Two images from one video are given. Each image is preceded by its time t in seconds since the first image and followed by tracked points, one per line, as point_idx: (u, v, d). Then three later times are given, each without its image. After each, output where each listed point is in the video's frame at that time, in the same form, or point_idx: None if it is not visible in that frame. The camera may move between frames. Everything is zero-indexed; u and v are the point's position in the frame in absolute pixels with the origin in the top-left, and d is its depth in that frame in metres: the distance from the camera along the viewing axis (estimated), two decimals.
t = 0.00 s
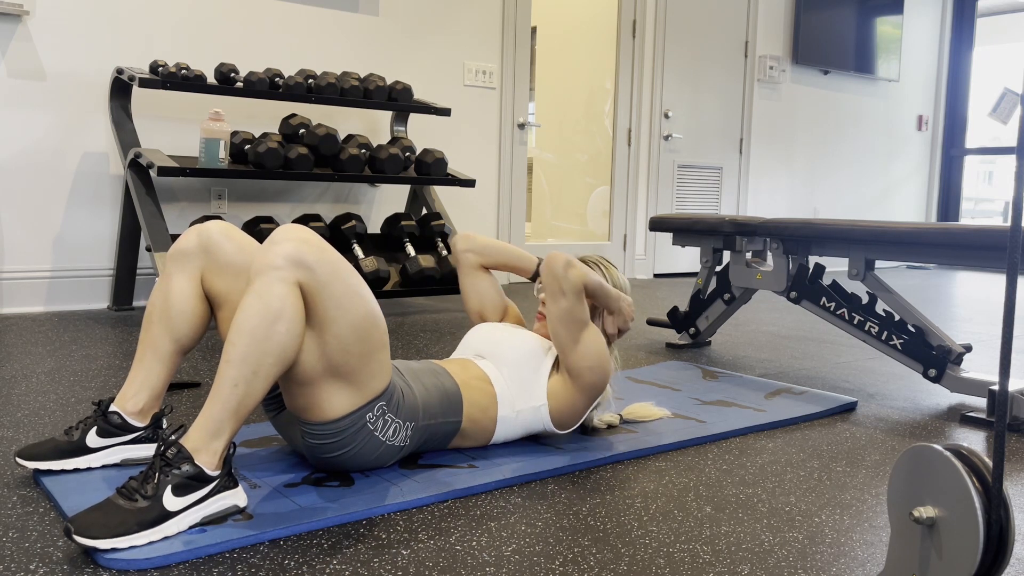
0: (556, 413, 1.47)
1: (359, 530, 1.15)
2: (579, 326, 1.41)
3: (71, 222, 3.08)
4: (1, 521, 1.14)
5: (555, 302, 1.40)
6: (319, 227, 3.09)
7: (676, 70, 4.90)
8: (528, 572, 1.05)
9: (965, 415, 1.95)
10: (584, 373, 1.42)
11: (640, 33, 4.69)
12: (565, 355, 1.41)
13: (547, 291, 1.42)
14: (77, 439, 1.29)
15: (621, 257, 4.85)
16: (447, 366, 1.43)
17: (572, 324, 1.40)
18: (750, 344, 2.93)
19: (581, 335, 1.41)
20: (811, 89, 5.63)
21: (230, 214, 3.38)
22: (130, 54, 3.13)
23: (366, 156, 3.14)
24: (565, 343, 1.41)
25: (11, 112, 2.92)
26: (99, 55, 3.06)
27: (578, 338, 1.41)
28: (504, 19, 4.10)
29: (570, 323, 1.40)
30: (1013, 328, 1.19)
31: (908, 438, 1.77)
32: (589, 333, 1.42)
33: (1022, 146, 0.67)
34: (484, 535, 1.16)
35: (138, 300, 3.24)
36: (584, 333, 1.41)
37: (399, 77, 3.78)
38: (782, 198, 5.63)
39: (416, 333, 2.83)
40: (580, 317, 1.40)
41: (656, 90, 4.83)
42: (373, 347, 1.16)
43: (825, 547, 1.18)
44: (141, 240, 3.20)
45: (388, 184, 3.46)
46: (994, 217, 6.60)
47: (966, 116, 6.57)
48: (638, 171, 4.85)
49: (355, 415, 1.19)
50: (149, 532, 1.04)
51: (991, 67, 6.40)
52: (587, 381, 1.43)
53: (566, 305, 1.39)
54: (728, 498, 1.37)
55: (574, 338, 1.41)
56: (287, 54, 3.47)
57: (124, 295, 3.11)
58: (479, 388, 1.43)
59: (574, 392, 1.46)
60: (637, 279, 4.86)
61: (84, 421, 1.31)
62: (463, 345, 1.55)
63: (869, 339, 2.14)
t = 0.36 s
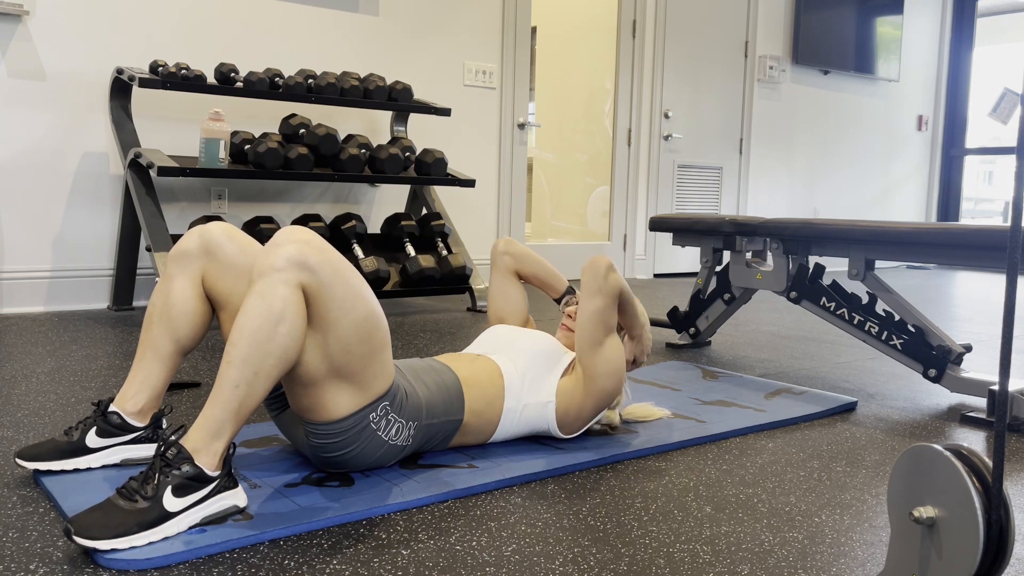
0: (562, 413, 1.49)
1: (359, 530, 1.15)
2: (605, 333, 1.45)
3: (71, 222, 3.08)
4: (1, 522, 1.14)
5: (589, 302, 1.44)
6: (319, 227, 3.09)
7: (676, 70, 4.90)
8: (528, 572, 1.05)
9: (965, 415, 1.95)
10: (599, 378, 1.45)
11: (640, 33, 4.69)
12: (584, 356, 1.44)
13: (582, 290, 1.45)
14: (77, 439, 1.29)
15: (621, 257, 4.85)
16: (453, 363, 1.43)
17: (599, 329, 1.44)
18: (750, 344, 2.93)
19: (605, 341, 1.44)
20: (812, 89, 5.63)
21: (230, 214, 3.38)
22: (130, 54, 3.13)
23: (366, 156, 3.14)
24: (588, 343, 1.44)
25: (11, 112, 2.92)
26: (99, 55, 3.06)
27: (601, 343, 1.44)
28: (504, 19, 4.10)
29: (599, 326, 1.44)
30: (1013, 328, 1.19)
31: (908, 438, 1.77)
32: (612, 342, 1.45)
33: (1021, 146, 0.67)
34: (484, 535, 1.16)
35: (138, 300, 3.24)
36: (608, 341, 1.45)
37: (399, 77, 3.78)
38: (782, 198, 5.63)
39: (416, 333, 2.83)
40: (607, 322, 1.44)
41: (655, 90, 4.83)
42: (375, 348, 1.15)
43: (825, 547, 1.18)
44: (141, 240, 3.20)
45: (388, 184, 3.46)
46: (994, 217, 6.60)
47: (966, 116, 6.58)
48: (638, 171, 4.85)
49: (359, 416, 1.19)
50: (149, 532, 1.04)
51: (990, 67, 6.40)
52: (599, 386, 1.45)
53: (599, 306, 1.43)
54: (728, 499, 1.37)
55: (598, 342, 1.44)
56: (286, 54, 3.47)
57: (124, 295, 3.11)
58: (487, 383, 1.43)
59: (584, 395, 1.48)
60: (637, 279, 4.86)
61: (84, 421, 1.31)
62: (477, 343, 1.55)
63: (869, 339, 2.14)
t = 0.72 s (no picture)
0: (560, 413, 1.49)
1: (360, 530, 1.15)
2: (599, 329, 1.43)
3: (71, 222, 3.08)
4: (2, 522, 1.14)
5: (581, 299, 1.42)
6: (319, 227, 3.09)
7: (676, 70, 4.90)
8: (528, 572, 1.05)
9: (965, 415, 1.95)
10: (593, 375, 1.44)
11: (640, 34, 4.69)
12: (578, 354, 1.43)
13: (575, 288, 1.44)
14: (77, 439, 1.29)
15: (621, 257, 4.85)
16: (452, 362, 1.43)
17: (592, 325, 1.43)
18: (750, 344, 2.93)
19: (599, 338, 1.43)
20: (812, 89, 5.63)
21: (230, 214, 3.38)
22: (130, 54, 3.13)
23: (366, 156, 3.14)
24: (581, 341, 1.43)
25: (11, 112, 2.92)
26: (99, 55, 3.06)
27: (595, 339, 1.43)
28: (504, 19, 4.10)
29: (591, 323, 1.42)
30: (1013, 328, 1.19)
31: (908, 439, 1.77)
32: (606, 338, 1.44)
33: (1021, 146, 0.67)
34: (484, 535, 1.16)
35: (138, 300, 3.24)
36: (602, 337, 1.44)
37: (399, 77, 3.78)
38: (782, 198, 5.63)
39: (416, 332, 2.83)
40: (601, 319, 1.43)
41: (655, 90, 4.83)
42: (374, 346, 1.15)
43: (825, 547, 1.18)
44: (141, 240, 3.20)
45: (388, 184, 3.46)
46: (994, 217, 6.60)
47: (966, 117, 6.58)
48: (638, 171, 4.85)
49: (359, 414, 1.19)
50: (149, 532, 1.04)
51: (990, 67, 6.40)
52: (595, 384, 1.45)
53: (592, 304, 1.42)
54: (728, 499, 1.37)
55: (591, 339, 1.43)
56: (286, 54, 3.47)
57: (124, 295, 3.11)
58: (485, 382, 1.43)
59: (581, 394, 1.47)
60: (637, 279, 4.86)
61: (85, 421, 1.31)
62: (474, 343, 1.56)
63: (869, 339, 2.14)
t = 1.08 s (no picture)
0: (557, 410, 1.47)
1: (359, 530, 1.15)
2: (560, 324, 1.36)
3: (71, 222, 3.08)
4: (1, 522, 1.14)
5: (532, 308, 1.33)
6: (319, 227, 3.09)
7: (676, 70, 4.90)
8: (527, 572, 1.05)
9: (965, 415, 1.95)
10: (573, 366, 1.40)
11: (640, 33, 4.69)
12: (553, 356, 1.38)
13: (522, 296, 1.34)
14: (76, 439, 1.29)
15: (622, 257, 4.85)
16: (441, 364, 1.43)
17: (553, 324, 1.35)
18: (749, 344, 2.93)
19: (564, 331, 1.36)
20: (812, 89, 5.63)
21: (230, 214, 3.38)
22: (130, 54, 3.13)
23: (366, 156, 3.14)
24: (551, 348, 1.37)
25: (11, 112, 2.92)
26: (99, 55, 3.06)
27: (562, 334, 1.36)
28: (504, 19, 4.10)
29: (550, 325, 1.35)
30: (1013, 328, 1.19)
31: (908, 439, 1.77)
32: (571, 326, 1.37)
33: (1023, 147, 0.67)
34: (484, 535, 1.16)
35: (138, 300, 3.24)
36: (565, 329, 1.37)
37: (399, 77, 3.78)
38: (782, 198, 5.63)
39: (415, 332, 2.82)
40: (558, 319, 1.35)
41: (656, 90, 4.83)
42: (367, 345, 1.16)
43: (825, 547, 1.18)
44: (141, 240, 3.20)
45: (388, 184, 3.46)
46: (994, 217, 6.60)
47: (966, 116, 6.57)
48: (638, 171, 4.85)
49: (350, 414, 1.19)
50: (149, 532, 1.04)
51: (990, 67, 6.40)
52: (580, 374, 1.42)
53: (544, 312, 1.33)
54: (728, 498, 1.36)
55: (560, 338, 1.36)
56: (286, 54, 3.47)
57: (124, 296, 3.11)
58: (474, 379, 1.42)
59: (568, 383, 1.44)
60: (637, 279, 4.86)
61: (84, 421, 1.31)
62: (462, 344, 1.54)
63: (869, 339, 2.14)
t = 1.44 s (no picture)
0: (560, 412, 1.49)
1: (359, 530, 1.15)
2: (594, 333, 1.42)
3: (71, 222, 3.09)
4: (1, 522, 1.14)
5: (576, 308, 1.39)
6: (319, 227, 3.09)
7: (676, 70, 4.91)
8: (528, 572, 1.05)
9: (965, 415, 1.95)
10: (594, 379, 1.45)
11: (640, 33, 4.69)
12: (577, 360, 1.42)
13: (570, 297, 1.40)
14: (76, 439, 1.29)
15: (621, 257, 4.85)
16: (450, 363, 1.43)
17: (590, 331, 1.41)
18: (749, 344, 2.93)
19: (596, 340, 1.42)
20: (811, 89, 5.63)
21: (230, 214, 3.38)
22: (130, 54, 3.13)
23: (366, 156, 3.14)
24: (580, 348, 1.41)
25: (11, 112, 2.92)
26: (99, 55, 3.06)
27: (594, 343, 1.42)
28: (504, 19, 4.11)
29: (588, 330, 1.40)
30: (1013, 328, 1.19)
31: (908, 439, 1.77)
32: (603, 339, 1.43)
33: (1022, 146, 0.67)
34: (484, 535, 1.16)
35: (138, 300, 3.24)
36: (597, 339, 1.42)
37: (399, 77, 3.78)
38: (782, 198, 5.63)
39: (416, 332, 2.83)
40: (597, 328, 1.40)
41: (655, 90, 4.83)
42: (371, 345, 1.16)
43: (825, 547, 1.18)
44: (141, 240, 3.20)
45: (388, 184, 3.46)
46: (994, 217, 6.60)
47: (966, 116, 6.58)
48: (638, 171, 4.85)
49: (355, 414, 1.19)
50: (149, 532, 1.04)
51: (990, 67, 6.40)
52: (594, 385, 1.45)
53: (588, 312, 1.39)
54: (729, 499, 1.36)
55: (591, 344, 1.41)
56: (286, 54, 3.47)
57: (124, 296, 3.11)
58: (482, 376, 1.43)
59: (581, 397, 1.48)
60: (637, 279, 4.86)
61: (84, 421, 1.31)
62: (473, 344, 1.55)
63: (869, 339, 2.14)
